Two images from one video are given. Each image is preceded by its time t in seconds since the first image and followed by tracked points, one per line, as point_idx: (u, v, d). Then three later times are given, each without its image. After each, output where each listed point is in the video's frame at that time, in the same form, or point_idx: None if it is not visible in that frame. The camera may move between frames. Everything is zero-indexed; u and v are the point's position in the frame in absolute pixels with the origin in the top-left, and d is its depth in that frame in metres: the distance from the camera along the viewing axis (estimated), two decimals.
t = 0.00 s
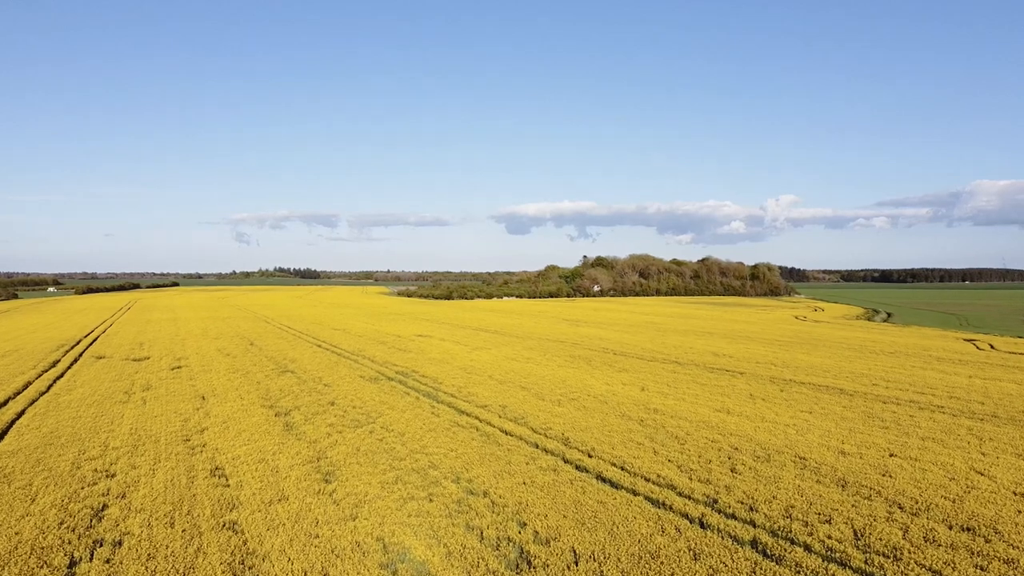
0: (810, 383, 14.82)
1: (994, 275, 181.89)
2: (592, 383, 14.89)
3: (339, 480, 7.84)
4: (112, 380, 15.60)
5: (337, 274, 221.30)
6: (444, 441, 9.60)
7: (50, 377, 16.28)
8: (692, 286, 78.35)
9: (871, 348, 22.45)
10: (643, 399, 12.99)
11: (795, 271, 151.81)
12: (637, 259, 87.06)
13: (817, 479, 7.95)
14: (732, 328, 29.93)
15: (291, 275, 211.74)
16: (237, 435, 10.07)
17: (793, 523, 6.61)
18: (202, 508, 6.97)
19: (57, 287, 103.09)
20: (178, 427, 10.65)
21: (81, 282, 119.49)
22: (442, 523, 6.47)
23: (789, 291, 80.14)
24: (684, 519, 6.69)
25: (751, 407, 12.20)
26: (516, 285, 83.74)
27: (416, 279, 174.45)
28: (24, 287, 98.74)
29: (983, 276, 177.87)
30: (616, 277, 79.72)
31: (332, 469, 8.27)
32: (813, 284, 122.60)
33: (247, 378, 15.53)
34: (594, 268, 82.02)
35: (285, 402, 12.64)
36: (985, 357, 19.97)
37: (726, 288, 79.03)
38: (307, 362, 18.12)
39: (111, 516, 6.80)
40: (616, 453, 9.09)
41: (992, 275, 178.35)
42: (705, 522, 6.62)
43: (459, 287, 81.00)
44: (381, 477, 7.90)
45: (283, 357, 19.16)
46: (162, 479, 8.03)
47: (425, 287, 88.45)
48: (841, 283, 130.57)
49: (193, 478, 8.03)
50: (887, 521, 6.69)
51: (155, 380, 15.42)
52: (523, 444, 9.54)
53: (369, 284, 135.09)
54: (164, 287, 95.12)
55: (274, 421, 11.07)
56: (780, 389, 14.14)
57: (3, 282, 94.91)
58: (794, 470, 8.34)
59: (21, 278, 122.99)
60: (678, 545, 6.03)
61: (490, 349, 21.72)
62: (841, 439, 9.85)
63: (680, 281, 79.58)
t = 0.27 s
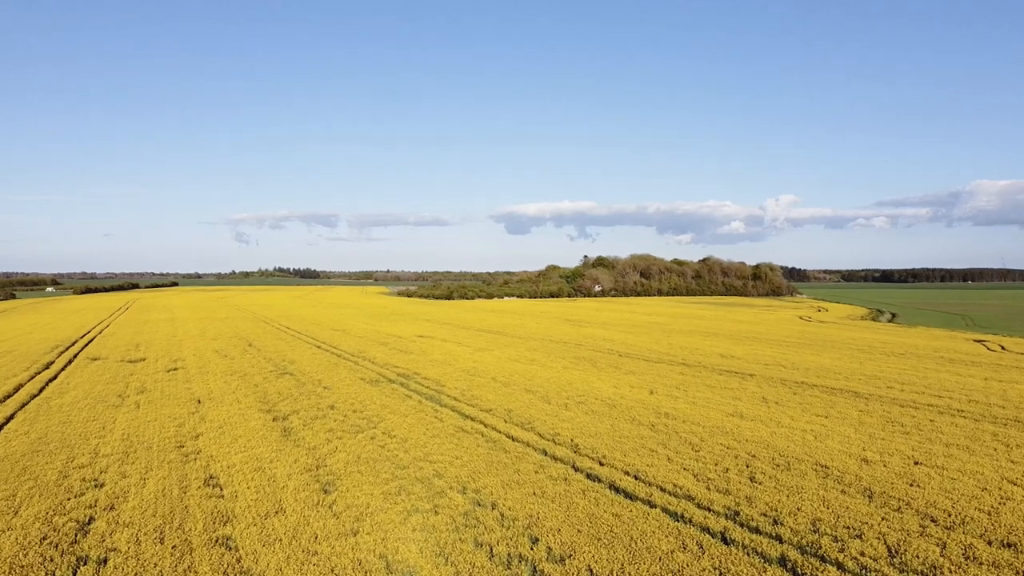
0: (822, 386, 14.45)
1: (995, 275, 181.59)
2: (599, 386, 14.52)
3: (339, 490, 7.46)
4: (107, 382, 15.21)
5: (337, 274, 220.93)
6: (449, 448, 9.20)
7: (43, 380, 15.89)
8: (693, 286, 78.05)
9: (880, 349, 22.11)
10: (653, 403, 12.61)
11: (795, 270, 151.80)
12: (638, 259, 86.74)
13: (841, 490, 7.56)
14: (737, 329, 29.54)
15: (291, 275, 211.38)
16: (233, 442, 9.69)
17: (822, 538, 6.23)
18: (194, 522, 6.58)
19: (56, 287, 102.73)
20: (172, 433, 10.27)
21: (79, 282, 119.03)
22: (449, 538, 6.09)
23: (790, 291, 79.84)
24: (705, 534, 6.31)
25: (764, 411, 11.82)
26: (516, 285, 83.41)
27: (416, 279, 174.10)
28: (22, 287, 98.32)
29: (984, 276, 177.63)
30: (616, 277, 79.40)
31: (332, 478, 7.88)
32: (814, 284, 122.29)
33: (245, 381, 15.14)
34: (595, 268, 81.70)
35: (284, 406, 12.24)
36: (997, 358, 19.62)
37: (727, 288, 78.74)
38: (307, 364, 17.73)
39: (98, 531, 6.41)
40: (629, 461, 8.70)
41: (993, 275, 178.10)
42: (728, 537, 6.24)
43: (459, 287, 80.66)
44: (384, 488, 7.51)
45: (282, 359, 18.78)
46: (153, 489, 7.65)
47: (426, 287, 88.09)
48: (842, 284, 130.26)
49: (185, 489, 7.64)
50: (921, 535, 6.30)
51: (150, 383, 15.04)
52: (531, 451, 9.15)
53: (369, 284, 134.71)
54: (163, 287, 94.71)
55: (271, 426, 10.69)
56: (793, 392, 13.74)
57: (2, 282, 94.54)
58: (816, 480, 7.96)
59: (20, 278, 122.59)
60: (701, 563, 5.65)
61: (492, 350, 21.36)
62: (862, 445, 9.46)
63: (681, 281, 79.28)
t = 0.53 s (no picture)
0: (834, 387, 14.10)
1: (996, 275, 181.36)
2: (605, 387, 14.18)
3: (339, 498, 7.12)
4: (101, 383, 14.86)
5: (337, 274, 220.61)
6: (453, 453, 8.86)
7: (36, 381, 15.53)
8: (695, 286, 77.75)
9: (888, 349, 21.80)
10: (661, 405, 12.27)
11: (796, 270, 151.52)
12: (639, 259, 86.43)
13: (864, 497, 7.23)
14: (742, 329, 29.22)
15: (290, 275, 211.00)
16: (229, 446, 9.34)
17: (850, 551, 5.88)
18: (186, 532, 6.24)
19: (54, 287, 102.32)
20: (166, 437, 9.92)
21: (78, 282, 118.62)
22: (456, 550, 5.75)
23: (792, 291, 79.53)
24: (725, 546, 5.97)
25: (777, 413, 11.48)
26: (517, 285, 83.08)
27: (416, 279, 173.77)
28: (20, 287, 97.85)
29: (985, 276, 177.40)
30: (618, 276, 79.08)
31: (331, 485, 7.53)
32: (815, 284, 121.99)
33: (242, 382, 14.78)
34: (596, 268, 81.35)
35: (282, 409, 11.90)
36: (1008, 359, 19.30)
37: (729, 288, 78.45)
38: (306, 365, 17.39)
39: (84, 542, 6.07)
40: (640, 467, 8.36)
41: (993, 275, 177.88)
42: (750, 549, 5.90)
43: (459, 287, 80.29)
44: (385, 495, 7.16)
45: (281, 359, 18.42)
46: (144, 497, 7.29)
47: (426, 287, 88.27)
48: (843, 284, 129.99)
49: (178, 496, 7.29)
50: (954, 547, 5.97)
51: (145, 384, 14.68)
52: (539, 456, 8.81)
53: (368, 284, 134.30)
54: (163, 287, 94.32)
55: (269, 430, 10.34)
56: (805, 394, 13.40)
57: None
58: (837, 486, 7.62)
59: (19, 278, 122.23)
60: None
61: (494, 351, 21.02)
62: (881, 450, 9.12)
63: (682, 281, 78.98)
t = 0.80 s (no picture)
0: (848, 389, 13.71)
1: (997, 275, 181.05)
2: (613, 389, 13.78)
3: (338, 507, 6.71)
4: (94, 385, 14.46)
5: (337, 274, 220.19)
6: (457, 459, 8.45)
7: (27, 382, 15.12)
8: (696, 285, 77.40)
9: (898, 349, 21.42)
10: (672, 407, 11.87)
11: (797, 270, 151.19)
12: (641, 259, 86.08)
13: (894, 506, 6.83)
14: (747, 329, 28.83)
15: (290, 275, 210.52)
16: (223, 451, 8.93)
17: (886, 566, 5.49)
18: (175, 546, 5.83)
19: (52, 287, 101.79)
20: (158, 441, 9.51)
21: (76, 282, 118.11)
22: (464, 566, 5.35)
23: (794, 291, 79.21)
24: (752, 560, 5.58)
25: (792, 416, 11.08)
26: (518, 285, 82.68)
27: (416, 279, 173.36)
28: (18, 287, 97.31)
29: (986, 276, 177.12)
30: (619, 276, 78.71)
31: (330, 493, 7.13)
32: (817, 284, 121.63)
33: (239, 383, 14.38)
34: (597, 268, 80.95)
35: (280, 411, 11.50)
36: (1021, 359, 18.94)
37: (730, 288, 78.10)
38: (305, 365, 16.99)
39: (64, 556, 5.67)
40: (655, 474, 7.96)
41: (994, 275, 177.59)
42: (779, 564, 5.51)
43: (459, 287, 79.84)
44: (387, 505, 6.76)
45: (279, 360, 18.01)
46: (132, 506, 6.89)
47: (426, 287, 87.81)
48: (844, 284, 129.87)
49: (168, 505, 6.89)
50: (997, 562, 5.57)
51: (139, 385, 14.27)
52: (548, 462, 8.40)
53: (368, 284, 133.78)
54: (162, 287, 93.83)
55: (266, 433, 9.94)
56: (819, 395, 13.00)
57: None
58: (863, 495, 7.22)
59: (18, 278, 121.76)
60: None
61: (497, 351, 20.62)
62: (905, 455, 8.72)
63: (684, 281, 78.63)
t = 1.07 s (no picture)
0: (862, 392, 13.33)
1: (998, 275, 180.76)
2: (620, 391, 13.41)
3: (338, 520, 6.32)
4: (86, 387, 14.05)
5: (336, 273, 219.77)
6: (462, 466, 8.05)
7: (19, 384, 14.72)
8: (698, 285, 77.09)
9: (907, 350, 21.06)
10: (683, 411, 11.48)
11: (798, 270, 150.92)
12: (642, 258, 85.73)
13: (928, 519, 6.44)
14: (752, 329, 28.46)
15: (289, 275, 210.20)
16: (217, 458, 8.52)
17: None
18: (162, 564, 5.43)
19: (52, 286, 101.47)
20: (150, 447, 9.11)
21: (75, 282, 117.67)
22: None
23: (796, 290, 78.94)
24: None
25: (807, 420, 10.70)
26: (519, 285, 82.27)
27: (416, 279, 172.87)
28: (15, 287, 96.99)
29: (987, 276, 176.88)
30: (620, 276, 78.39)
31: (329, 505, 6.74)
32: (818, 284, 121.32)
33: (235, 386, 13.97)
34: (599, 267, 80.61)
35: (277, 415, 11.10)
36: None
37: (732, 287, 77.83)
38: (304, 367, 16.59)
39: None
40: (672, 483, 7.56)
41: (995, 275, 177.46)
42: None
43: (460, 287, 79.45)
44: (389, 517, 6.36)
45: (278, 362, 17.62)
46: (118, 518, 6.48)
47: (426, 287, 87.38)
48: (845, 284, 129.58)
49: (156, 518, 6.49)
50: None
51: (132, 388, 13.87)
52: (558, 470, 8.01)
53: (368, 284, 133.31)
54: (160, 287, 93.35)
55: (262, 439, 9.54)
56: (833, 398, 12.61)
57: None
58: (894, 506, 6.82)
59: (16, 279, 121.21)
60: None
61: (500, 352, 20.24)
62: (931, 462, 8.32)
63: (685, 280, 78.30)
